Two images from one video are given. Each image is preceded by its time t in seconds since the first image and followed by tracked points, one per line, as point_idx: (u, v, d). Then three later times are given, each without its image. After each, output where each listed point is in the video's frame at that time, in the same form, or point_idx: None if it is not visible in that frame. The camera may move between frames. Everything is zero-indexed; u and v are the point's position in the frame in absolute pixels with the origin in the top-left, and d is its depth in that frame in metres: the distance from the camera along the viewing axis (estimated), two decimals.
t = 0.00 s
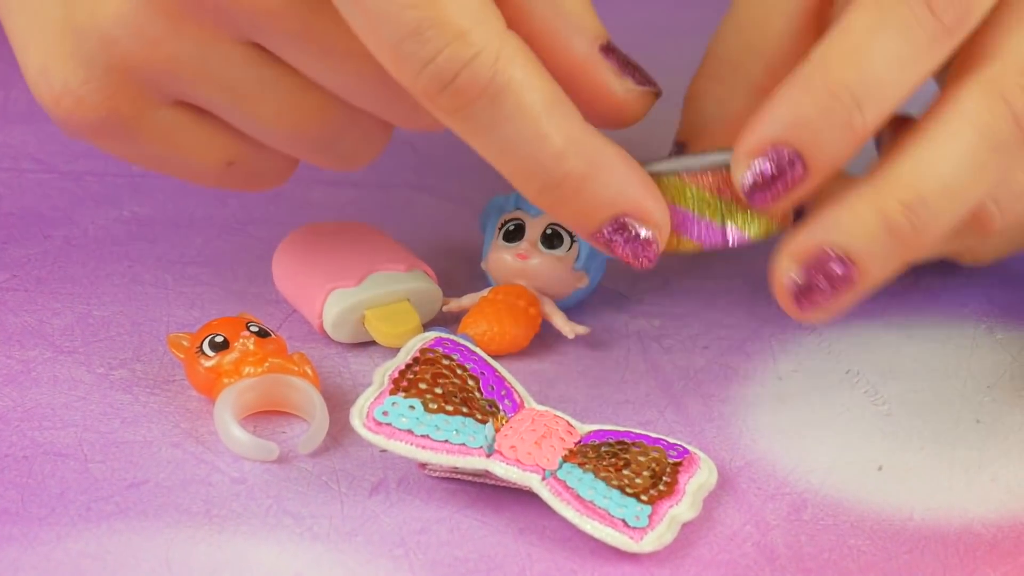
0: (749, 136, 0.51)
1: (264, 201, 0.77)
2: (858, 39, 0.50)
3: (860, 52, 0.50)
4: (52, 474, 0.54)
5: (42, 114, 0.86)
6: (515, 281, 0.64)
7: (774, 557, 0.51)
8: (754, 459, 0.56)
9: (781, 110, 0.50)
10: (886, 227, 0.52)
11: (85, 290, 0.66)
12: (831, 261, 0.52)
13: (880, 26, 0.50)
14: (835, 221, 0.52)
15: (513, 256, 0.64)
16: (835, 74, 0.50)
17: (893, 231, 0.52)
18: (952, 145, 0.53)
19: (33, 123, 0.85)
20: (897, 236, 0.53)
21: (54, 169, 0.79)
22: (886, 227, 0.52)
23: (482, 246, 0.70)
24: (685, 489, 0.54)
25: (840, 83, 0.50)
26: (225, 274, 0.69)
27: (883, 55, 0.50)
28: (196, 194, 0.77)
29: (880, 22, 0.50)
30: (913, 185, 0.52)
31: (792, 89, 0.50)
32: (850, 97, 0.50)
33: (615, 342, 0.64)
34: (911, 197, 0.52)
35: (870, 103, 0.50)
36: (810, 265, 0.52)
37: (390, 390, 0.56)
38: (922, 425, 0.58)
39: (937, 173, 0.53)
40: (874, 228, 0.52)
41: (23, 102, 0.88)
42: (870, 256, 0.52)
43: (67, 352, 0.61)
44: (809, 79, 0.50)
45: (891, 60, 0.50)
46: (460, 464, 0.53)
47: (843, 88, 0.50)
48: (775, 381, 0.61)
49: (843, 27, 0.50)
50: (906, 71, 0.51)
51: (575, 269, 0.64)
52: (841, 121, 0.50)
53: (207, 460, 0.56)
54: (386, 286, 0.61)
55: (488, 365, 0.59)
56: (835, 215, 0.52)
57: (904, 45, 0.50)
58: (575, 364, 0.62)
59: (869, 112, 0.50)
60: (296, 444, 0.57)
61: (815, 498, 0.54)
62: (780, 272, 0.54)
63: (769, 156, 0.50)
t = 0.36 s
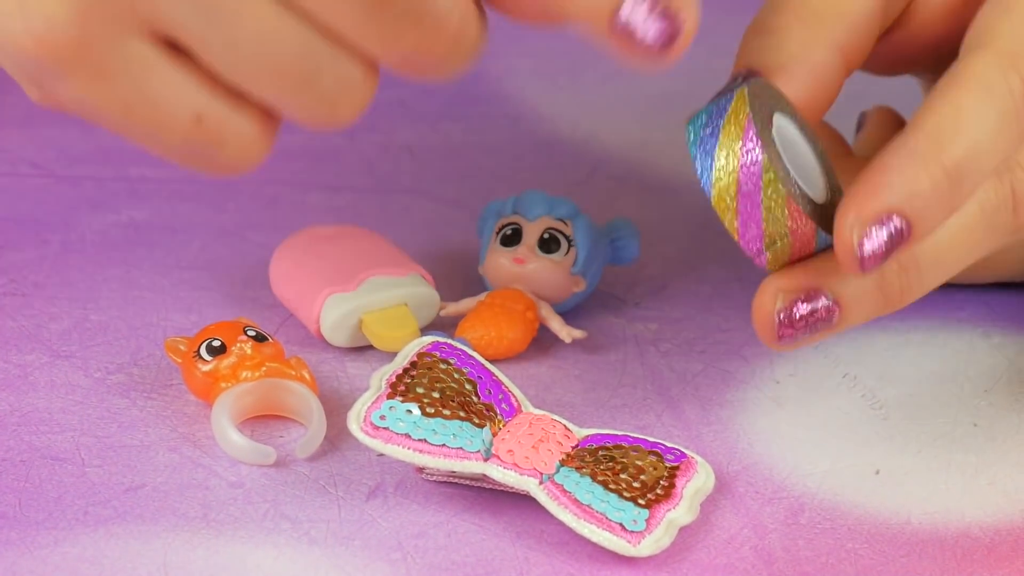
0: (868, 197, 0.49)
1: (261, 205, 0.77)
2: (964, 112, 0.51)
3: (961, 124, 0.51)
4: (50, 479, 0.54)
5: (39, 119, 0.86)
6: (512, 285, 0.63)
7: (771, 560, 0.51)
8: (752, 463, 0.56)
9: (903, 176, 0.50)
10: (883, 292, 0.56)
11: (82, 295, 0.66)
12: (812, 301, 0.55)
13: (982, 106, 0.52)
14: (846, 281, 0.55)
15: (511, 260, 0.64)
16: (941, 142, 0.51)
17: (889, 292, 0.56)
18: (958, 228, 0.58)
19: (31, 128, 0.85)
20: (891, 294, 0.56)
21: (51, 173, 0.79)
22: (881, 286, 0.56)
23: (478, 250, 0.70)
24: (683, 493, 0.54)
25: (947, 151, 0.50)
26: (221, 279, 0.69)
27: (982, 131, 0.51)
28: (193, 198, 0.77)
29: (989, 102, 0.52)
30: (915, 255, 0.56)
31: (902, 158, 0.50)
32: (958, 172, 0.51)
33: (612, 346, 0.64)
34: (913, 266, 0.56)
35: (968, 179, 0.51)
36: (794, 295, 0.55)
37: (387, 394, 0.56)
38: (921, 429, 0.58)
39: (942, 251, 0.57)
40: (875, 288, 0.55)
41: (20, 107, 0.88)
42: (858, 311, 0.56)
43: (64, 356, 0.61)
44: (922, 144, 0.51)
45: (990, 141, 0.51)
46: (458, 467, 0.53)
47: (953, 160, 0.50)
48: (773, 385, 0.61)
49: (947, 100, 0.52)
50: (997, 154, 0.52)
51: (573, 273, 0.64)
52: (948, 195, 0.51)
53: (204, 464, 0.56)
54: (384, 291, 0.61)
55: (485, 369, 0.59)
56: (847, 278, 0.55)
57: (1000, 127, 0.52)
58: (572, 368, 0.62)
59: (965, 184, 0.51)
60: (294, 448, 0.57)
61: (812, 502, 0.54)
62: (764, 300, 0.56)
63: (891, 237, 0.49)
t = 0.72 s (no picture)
0: (827, 195, 0.53)
1: (255, 207, 0.77)
2: (947, 112, 0.53)
3: (948, 119, 0.53)
4: (44, 482, 0.54)
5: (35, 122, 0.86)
6: (506, 288, 0.64)
7: (766, 562, 0.51)
8: (745, 465, 0.56)
9: (864, 175, 0.52)
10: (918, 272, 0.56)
11: (77, 298, 0.66)
12: (858, 217, 0.52)
13: (968, 108, 0.53)
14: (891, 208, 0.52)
15: (504, 263, 0.64)
16: (913, 147, 0.52)
17: (917, 286, 0.56)
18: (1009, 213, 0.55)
19: (25, 131, 0.85)
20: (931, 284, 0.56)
21: (46, 176, 0.79)
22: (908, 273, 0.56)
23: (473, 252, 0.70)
24: (678, 495, 0.54)
25: (923, 154, 0.52)
26: (216, 282, 0.69)
27: (967, 129, 0.53)
28: (188, 201, 0.77)
29: (966, 99, 0.53)
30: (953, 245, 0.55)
31: (893, 144, 0.53)
32: (931, 170, 0.52)
33: (606, 348, 0.64)
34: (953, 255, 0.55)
35: (961, 176, 0.53)
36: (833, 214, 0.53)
37: (382, 397, 0.56)
38: (915, 431, 0.58)
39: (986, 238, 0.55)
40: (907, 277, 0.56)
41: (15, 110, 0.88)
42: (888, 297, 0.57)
43: (59, 359, 0.61)
44: (894, 143, 0.53)
45: (976, 138, 0.53)
46: (452, 470, 0.53)
47: (923, 159, 0.52)
48: (767, 387, 0.61)
49: (923, 101, 0.54)
50: (979, 160, 0.53)
51: (567, 275, 0.64)
52: (921, 186, 0.52)
53: (198, 466, 0.56)
54: (378, 293, 0.61)
55: (480, 371, 0.59)
56: (891, 261, 0.56)
57: (987, 130, 0.53)
58: (566, 370, 0.62)
59: (948, 185, 0.53)
60: (288, 451, 0.57)
61: (807, 504, 0.54)
62: (799, 287, 0.57)
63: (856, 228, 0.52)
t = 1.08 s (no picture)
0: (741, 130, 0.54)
1: (250, 210, 0.77)
2: (873, 34, 0.51)
3: (858, 53, 0.51)
4: (40, 484, 0.54)
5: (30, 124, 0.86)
6: (502, 290, 0.63)
7: (761, 564, 0.51)
8: (741, 467, 0.57)
9: (771, 112, 0.52)
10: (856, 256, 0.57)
11: (73, 300, 0.66)
12: (801, 247, 0.57)
13: (886, 48, 0.51)
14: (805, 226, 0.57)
15: (499, 265, 0.63)
16: (823, 80, 0.51)
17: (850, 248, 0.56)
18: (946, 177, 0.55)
19: (21, 134, 0.85)
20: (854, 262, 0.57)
21: (42, 178, 0.79)
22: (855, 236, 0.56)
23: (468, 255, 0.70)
24: (673, 497, 0.54)
25: (831, 90, 0.51)
26: (212, 284, 0.69)
27: (880, 65, 0.51)
28: (184, 204, 0.77)
29: (889, 34, 0.51)
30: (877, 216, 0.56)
31: (800, 78, 0.52)
32: (841, 101, 0.52)
33: (601, 351, 0.64)
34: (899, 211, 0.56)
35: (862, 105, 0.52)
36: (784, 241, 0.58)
37: (377, 400, 0.56)
38: (910, 433, 0.58)
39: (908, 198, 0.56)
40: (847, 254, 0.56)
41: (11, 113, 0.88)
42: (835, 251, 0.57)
43: (54, 361, 0.62)
44: (804, 79, 0.52)
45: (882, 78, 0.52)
46: (448, 473, 0.53)
47: (837, 90, 0.51)
48: (762, 389, 0.61)
49: (846, 27, 0.52)
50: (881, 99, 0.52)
51: (562, 278, 0.64)
52: (830, 120, 0.52)
53: (193, 469, 0.56)
54: (373, 296, 0.61)
55: (475, 373, 0.59)
56: (847, 218, 0.56)
57: (909, 64, 0.52)
58: (561, 373, 0.62)
59: (852, 114, 0.52)
60: (283, 453, 0.57)
61: (802, 506, 0.55)
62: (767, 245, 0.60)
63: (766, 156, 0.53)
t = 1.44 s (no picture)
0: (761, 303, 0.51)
1: (244, 211, 0.77)
2: (845, 179, 0.50)
3: (844, 192, 0.49)
4: (34, 485, 0.54)
5: (25, 126, 0.86)
6: (496, 291, 0.63)
7: (755, 565, 0.51)
8: (735, 468, 0.57)
9: (783, 272, 0.50)
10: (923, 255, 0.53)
11: (67, 301, 0.67)
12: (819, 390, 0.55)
13: (865, 177, 0.50)
14: (842, 354, 0.54)
15: (494, 266, 0.63)
16: (831, 232, 0.49)
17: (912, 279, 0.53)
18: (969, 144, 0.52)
19: (16, 136, 0.85)
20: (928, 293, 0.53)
21: (37, 180, 0.79)
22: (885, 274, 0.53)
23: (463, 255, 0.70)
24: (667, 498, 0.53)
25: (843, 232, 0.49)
26: (206, 285, 0.69)
27: (867, 195, 0.49)
28: (178, 205, 0.77)
29: (856, 167, 0.50)
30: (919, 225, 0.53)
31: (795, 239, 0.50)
32: (845, 247, 0.49)
33: (596, 352, 0.64)
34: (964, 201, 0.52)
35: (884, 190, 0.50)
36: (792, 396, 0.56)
37: (372, 400, 0.56)
38: (905, 433, 0.58)
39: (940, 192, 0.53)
40: (906, 292, 0.53)
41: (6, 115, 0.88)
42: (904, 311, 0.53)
43: (48, 362, 0.62)
44: (798, 229, 0.50)
45: (883, 192, 0.50)
46: (441, 474, 0.53)
47: (840, 238, 0.49)
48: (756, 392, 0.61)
49: (812, 181, 0.50)
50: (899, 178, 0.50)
51: (557, 278, 0.64)
52: (842, 266, 0.49)
53: (188, 470, 0.56)
54: (368, 297, 0.61)
55: (470, 374, 0.59)
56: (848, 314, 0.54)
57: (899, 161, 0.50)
58: (556, 374, 0.62)
59: (864, 246, 0.49)
60: (278, 454, 0.57)
61: (797, 506, 0.55)
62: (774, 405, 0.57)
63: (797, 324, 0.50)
